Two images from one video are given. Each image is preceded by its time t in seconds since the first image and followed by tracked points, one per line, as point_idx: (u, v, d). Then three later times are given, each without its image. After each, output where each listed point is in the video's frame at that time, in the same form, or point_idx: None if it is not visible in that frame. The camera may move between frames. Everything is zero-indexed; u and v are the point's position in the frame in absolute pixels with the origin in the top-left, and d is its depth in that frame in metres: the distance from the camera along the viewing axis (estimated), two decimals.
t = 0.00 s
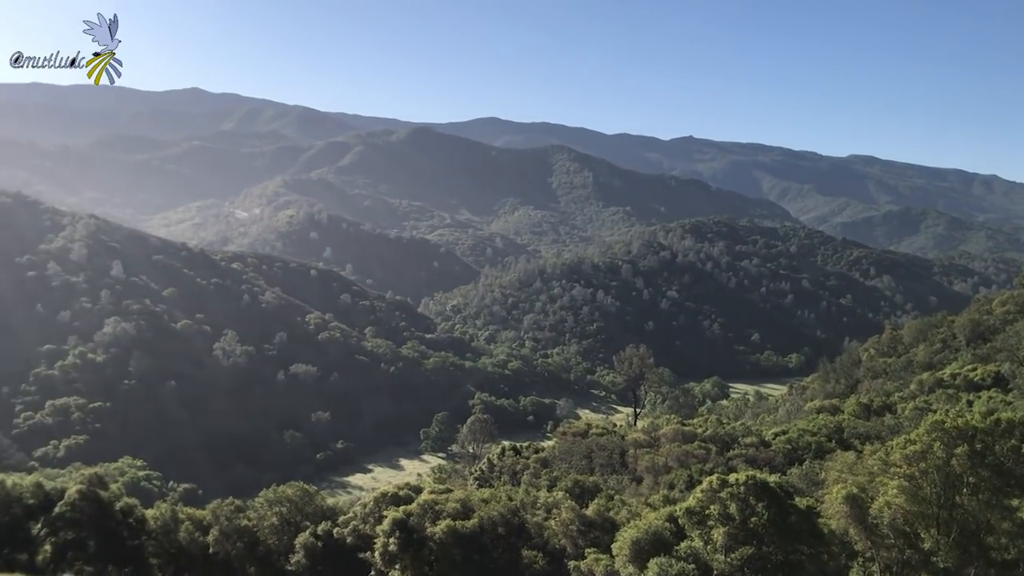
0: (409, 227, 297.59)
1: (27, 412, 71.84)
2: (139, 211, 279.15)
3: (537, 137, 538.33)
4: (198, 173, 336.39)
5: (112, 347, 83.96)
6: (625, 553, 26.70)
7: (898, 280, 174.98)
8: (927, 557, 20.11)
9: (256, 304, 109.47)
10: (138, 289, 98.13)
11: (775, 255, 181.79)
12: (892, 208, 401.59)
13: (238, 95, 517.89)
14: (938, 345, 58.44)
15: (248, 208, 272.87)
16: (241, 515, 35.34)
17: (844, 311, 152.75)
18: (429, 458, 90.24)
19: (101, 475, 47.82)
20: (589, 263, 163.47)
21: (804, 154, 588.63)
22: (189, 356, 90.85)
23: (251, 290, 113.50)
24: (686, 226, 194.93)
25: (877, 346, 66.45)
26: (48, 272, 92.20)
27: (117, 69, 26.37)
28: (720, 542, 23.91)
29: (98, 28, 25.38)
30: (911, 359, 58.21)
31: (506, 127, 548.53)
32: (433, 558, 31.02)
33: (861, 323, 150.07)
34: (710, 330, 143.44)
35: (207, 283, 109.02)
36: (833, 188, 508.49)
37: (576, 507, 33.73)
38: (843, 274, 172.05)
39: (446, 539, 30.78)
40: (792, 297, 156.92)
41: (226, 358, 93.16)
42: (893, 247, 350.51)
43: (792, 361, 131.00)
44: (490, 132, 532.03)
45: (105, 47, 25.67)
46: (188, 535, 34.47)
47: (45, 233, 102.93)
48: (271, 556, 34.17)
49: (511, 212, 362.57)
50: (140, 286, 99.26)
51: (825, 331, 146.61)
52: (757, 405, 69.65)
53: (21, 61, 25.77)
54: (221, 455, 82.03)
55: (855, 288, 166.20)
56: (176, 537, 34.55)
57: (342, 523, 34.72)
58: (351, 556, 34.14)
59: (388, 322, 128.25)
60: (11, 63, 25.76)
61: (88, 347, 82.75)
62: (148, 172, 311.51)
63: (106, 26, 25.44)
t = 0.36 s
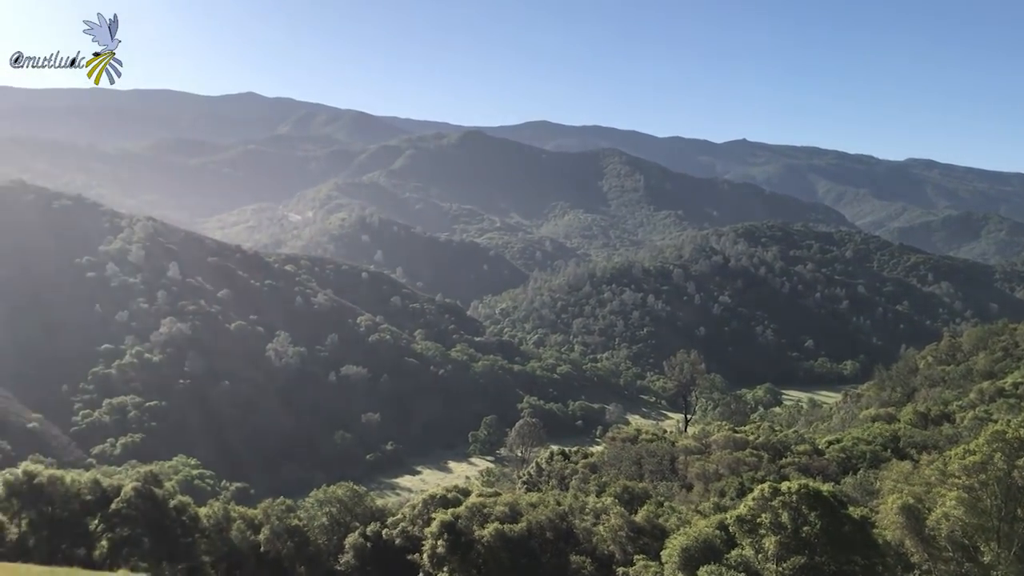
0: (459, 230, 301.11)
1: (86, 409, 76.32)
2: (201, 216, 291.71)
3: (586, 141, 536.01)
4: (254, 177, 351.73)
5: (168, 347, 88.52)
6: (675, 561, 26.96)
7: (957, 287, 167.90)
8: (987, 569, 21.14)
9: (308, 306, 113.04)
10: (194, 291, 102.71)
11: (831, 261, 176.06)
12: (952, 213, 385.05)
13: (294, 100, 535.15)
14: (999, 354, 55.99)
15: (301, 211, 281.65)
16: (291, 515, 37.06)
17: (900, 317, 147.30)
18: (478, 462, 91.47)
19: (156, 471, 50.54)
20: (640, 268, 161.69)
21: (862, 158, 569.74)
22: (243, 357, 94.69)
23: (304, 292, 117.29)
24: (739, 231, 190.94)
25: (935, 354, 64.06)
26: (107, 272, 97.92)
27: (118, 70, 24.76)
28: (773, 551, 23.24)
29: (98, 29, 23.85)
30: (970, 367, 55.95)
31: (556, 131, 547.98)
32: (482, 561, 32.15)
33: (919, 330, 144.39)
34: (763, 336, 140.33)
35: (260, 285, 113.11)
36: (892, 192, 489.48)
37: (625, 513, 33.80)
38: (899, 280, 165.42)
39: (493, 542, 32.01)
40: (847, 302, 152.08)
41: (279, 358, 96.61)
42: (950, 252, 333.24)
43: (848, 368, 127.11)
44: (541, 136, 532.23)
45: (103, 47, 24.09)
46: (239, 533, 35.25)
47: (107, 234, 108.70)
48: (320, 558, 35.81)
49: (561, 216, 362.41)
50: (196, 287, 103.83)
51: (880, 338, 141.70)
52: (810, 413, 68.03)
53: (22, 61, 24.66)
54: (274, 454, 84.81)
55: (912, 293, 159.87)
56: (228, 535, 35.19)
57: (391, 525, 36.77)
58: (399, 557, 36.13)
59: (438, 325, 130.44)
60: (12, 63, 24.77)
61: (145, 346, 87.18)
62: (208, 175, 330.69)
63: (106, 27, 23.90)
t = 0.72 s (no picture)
0: (517, 233, 303.39)
1: (153, 407, 81.55)
2: (268, 220, 305.27)
3: (647, 144, 529.56)
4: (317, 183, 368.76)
5: (232, 346, 93.69)
6: (734, 567, 28.38)
7: None
8: None
9: (368, 307, 116.92)
10: (259, 291, 107.95)
11: (898, 266, 168.47)
12: None
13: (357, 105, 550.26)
14: None
15: (362, 213, 289.97)
16: (349, 513, 38.80)
17: (969, 325, 140.58)
18: (535, 465, 92.61)
19: (220, 468, 53.94)
20: (700, 271, 158.86)
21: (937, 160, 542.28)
22: (304, 355, 98.72)
23: (364, 294, 121.23)
24: (802, 235, 185.15)
25: (1007, 363, 61.38)
26: (173, 273, 103.77)
27: (118, 68, 25.30)
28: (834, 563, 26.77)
29: (96, 29, 24.31)
30: None
31: (615, 133, 543.71)
32: (538, 564, 33.30)
33: (989, 338, 137.31)
34: (826, 342, 136.43)
35: (321, 287, 117.68)
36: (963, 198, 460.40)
37: (683, 520, 35.31)
38: (969, 287, 157.02)
39: (550, 545, 32.84)
40: (913, 308, 146.08)
41: (340, 358, 100.39)
42: None
43: (915, 376, 123.93)
44: (600, 138, 528.92)
45: (103, 47, 24.62)
46: (300, 531, 37.86)
47: (177, 235, 115.65)
48: (378, 556, 37.85)
49: (620, 219, 359.98)
50: (260, 289, 108.94)
51: (947, 346, 135.71)
52: (873, 421, 66.24)
53: (20, 61, 25.32)
54: (335, 452, 88.34)
55: (984, 301, 151.89)
56: (288, 532, 38.05)
57: (448, 526, 38.60)
58: (458, 559, 37.96)
59: (495, 327, 132.59)
60: (13, 63, 25.47)
61: (210, 345, 92.41)
62: (275, 183, 352.13)
63: (104, 26, 24.32)
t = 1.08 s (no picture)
0: (562, 232, 302.95)
1: (202, 402, 85.28)
2: (315, 219, 313.14)
3: (693, 141, 520.80)
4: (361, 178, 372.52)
5: (280, 343, 97.11)
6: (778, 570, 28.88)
7: None
8: None
9: (413, 305, 119.11)
10: (306, 289, 111.16)
11: (951, 267, 159.81)
12: None
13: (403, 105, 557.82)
14: None
15: (408, 212, 294.24)
16: (393, 511, 39.95)
17: None
18: (578, 465, 93.24)
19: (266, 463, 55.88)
20: (747, 271, 155.74)
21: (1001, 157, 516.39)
22: (349, 352, 101.27)
23: (409, 292, 123.40)
24: (851, 234, 176.53)
25: None
26: (221, 270, 107.66)
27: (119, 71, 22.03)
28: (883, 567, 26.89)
29: (96, 29, 20.95)
30: None
31: (661, 131, 536.98)
32: (580, 565, 33.85)
33: None
34: (875, 344, 132.67)
35: (367, 285, 120.50)
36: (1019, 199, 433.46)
37: (727, 522, 34.96)
38: None
39: (593, 546, 33.41)
40: (966, 310, 140.77)
41: (384, 356, 102.91)
42: None
43: (966, 379, 119.61)
44: (645, 137, 523.17)
45: (104, 48, 21.22)
46: (344, 527, 39.07)
47: (227, 233, 120.25)
48: (423, 552, 39.43)
49: (666, 218, 355.39)
50: (307, 286, 112.11)
51: (1003, 349, 130.25)
52: (921, 424, 64.47)
53: (20, 62, 22.90)
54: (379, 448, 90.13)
55: None
56: (333, 528, 39.42)
57: (490, 525, 39.40)
58: (499, 557, 38.71)
59: (538, 327, 133.28)
60: (12, 64, 22.82)
61: (259, 342, 96.10)
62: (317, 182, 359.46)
63: (106, 25, 21.00)
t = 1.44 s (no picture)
0: (599, 226, 301.19)
1: (243, 394, 87.45)
2: (353, 213, 317.75)
3: (732, 136, 511.34)
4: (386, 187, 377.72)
5: (319, 337, 99.31)
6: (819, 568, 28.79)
7: None
8: None
9: (451, 300, 120.16)
10: (345, 283, 113.13)
11: (995, 263, 153.73)
12: None
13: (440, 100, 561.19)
14: None
15: (445, 208, 296.51)
16: (432, 502, 41.26)
17: None
18: (615, 460, 92.75)
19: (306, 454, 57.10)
20: (788, 266, 152.31)
21: None
22: (388, 347, 103.29)
23: (447, 287, 124.30)
24: (893, 229, 169.84)
25: None
26: (263, 265, 110.79)
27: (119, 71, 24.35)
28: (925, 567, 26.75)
29: (96, 29, 23.19)
30: None
31: (699, 124, 528.68)
32: (618, 559, 33.22)
33: None
34: (918, 342, 128.83)
35: (405, 279, 121.96)
36: None
37: (765, 519, 35.40)
38: None
39: (631, 541, 32.98)
40: (1016, 308, 135.85)
41: (422, 350, 104.47)
42: None
43: (1014, 377, 116.16)
44: (683, 132, 515.93)
45: (104, 47, 23.50)
46: (383, 518, 40.06)
47: (268, 228, 122.98)
48: (460, 546, 40.24)
49: (706, 213, 350.33)
50: (346, 281, 113.99)
51: None
52: (969, 423, 62.47)
53: (22, 62, 24.82)
54: (418, 441, 90.71)
55: None
56: (371, 519, 40.11)
57: (529, 518, 40.26)
58: (538, 553, 39.82)
59: (576, 322, 132.85)
60: (12, 64, 24.79)
61: (298, 336, 98.40)
62: (357, 177, 374.66)
63: (104, 26, 23.21)
